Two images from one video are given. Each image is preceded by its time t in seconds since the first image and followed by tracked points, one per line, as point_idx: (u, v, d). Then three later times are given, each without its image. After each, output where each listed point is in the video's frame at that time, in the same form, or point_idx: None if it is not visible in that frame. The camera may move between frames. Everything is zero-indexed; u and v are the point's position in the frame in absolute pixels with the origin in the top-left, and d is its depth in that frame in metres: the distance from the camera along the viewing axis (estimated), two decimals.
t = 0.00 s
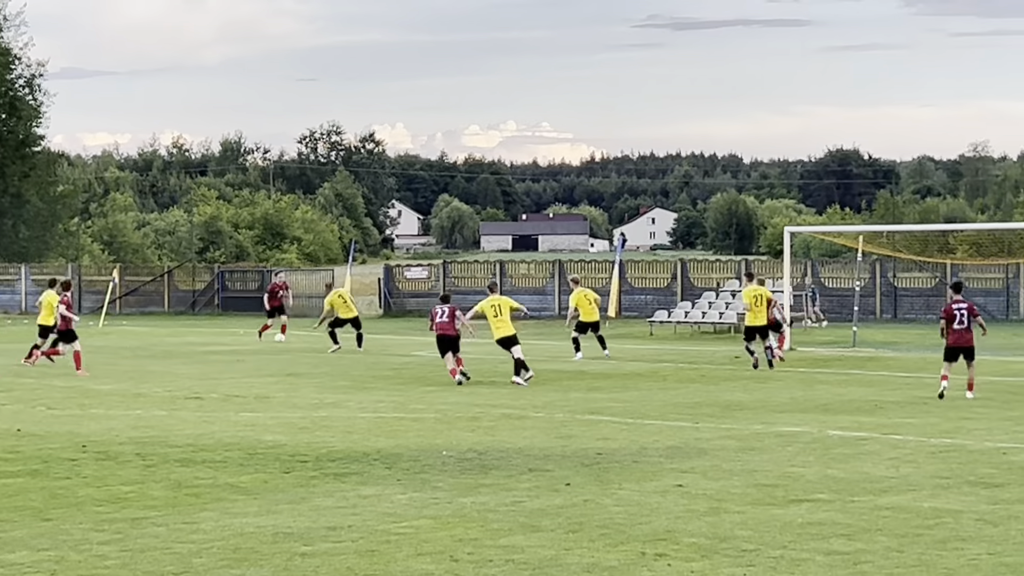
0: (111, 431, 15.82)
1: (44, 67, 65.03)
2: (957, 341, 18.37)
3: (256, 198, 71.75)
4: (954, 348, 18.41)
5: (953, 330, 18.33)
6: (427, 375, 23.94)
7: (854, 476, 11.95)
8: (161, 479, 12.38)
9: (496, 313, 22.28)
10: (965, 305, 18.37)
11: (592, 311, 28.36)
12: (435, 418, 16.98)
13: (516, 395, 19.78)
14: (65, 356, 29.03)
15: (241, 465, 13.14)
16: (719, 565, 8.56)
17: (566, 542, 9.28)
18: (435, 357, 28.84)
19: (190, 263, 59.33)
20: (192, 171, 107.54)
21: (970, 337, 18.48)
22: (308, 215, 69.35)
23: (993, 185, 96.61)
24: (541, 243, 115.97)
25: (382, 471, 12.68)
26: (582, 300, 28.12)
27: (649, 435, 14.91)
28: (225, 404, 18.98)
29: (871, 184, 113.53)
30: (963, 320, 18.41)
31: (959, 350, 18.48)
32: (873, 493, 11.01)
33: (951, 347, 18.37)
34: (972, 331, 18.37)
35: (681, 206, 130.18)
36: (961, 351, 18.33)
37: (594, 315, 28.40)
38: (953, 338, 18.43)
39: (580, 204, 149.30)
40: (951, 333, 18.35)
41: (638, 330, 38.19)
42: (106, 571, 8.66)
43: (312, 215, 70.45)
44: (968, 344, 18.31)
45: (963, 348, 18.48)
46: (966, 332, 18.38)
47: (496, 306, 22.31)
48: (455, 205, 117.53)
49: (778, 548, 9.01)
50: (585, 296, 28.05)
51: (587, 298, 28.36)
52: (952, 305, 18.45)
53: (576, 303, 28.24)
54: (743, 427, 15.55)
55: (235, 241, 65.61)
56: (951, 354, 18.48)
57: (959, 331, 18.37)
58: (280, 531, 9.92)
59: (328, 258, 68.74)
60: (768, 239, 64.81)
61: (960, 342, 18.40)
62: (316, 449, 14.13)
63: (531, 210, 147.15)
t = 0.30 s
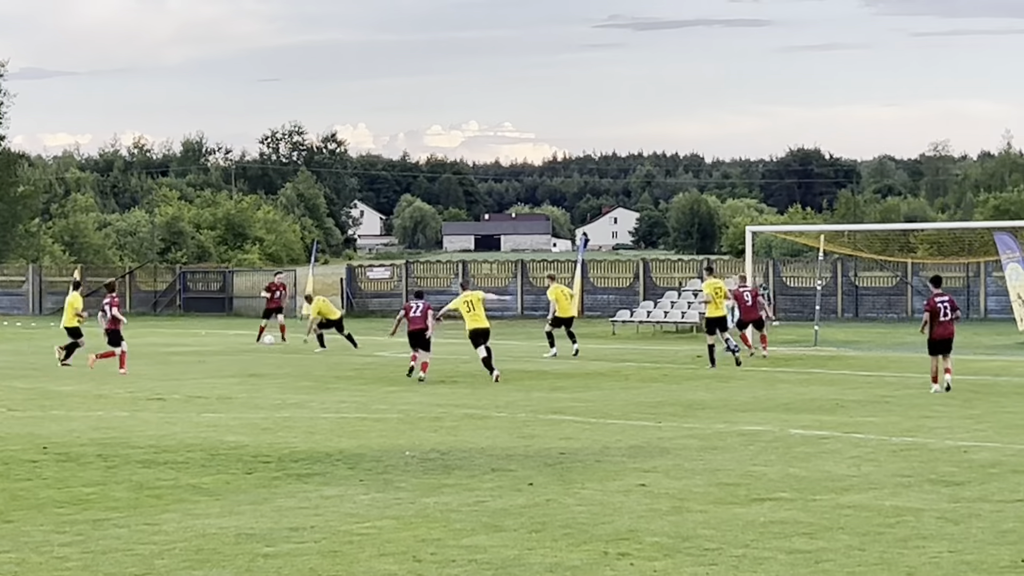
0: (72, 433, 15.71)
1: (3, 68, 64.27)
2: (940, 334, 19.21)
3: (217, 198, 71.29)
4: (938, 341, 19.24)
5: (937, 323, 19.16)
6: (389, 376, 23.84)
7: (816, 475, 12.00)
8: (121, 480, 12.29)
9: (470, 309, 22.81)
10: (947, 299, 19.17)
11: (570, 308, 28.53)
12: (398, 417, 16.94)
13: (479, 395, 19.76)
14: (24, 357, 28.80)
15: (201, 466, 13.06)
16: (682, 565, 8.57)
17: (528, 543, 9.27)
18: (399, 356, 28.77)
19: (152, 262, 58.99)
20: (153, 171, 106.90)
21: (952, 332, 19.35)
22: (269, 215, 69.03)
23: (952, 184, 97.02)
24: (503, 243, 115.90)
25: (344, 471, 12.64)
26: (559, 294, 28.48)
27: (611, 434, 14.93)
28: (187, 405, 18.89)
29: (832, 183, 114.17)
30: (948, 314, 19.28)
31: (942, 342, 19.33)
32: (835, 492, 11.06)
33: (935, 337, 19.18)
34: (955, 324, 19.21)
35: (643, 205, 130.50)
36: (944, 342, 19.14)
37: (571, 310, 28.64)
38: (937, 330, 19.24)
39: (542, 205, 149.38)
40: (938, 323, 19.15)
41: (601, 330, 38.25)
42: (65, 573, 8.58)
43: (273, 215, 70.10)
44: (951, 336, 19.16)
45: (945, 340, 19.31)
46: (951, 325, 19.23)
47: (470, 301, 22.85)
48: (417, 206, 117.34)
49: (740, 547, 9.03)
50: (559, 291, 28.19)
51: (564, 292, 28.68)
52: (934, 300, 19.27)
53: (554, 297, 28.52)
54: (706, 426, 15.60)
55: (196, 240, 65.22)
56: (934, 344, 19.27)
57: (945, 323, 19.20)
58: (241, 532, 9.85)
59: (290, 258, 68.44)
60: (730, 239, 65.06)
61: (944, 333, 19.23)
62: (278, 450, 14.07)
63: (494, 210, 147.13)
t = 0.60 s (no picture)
0: (32, 434, 15.56)
1: None
2: (925, 335, 19.63)
3: (179, 199, 70.87)
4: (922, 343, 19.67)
5: (921, 325, 19.60)
6: (351, 376, 23.74)
7: (776, 474, 12.05)
8: (83, 481, 12.18)
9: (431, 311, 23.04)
10: (931, 301, 19.60)
11: (541, 310, 28.57)
12: (361, 418, 16.87)
13: (442, 395, 19.73)
14: None
15: (162, 467, 12.97)
16: (643, 564, 8.60)
17: (490, 543, 9.26)
18: (361, 357, 28.67)
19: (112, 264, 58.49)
20: (113, 172, 106.21)
21: (937, 333, 19.80)
22: (231, 216, 68.67)
23: (912, 184, 97.59)
24: (466, 243, 115.84)
25: (306, 472, 12.58)
26: (532, 296, 28.59)
27: (573, 435, 14.93)
28: (148, 405, 18.77)
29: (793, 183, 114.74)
30: (931, 316, 19.74)
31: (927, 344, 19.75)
32: (797, 491, 11.10)
33: (918, 341, 19.63)
34: (939, 325, 19.62)
35: (605, 205, 130.72)
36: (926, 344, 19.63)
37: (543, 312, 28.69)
38: (921, 333, 19.70)
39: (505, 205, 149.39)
40: (920, 328, 19.62)
41: (563, 330, 38.28)
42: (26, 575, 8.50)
43: (235, 215, 69.74)
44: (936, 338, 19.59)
45: (929, 343, 19.78)
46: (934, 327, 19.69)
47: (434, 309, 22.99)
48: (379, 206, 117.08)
49: (703, 546, 9.06)
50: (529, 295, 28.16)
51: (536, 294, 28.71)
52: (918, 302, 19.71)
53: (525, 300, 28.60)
54: (668, 426, 15.62)
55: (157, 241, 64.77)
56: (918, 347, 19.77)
57: (927, 327, 19.66)
58: (204, 534, 9.80)
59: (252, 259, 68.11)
60: (691, 239, 65.23)
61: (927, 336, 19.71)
62: (240, 451, 13.99)
63: (456, 210, 147.07)
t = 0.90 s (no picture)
0: None
1: None
2: (900, 323, 20.28)
3: (138, 200, 70.41)
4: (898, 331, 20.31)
5: (896, 313, 20.26)
6: (311, 377, 23.66)
7: (736, 474, 12.10)
8: (41, 484, 12.06)
9: (389, 308, 23.39)
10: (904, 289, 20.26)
11: (505, 314, 28.52)
12: (321, 419, 16.80)
13: (402, 396, 19.69)
14: None
15: (121, 469, 12.86)
16: (603, 564, 8.61)
17: (451, 543, 9.24)
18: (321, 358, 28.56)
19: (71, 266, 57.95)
20: (72, 173, 105.42)
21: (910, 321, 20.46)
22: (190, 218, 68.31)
23: (869, 184, 98.18)
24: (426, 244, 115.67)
25: (266, 474, 12.51)
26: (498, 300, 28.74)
27: (533, 435, 14.93)
28: (107, 407, 18.63)
29: (753, 183, 115.24)
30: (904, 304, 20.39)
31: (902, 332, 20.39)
32: (756, 491, 11.14)
33: (895, 328, 20.27)
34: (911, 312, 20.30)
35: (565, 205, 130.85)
36: (902, 331, 20.25)
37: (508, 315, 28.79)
38: (896, 321, 20.35)
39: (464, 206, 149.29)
40: (896, 315, 20.26)
41: (523, 330, 38.32)
42: None
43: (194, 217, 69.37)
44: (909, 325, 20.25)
45: (904, 331, 20.41)
46: (907, 315, 20.41)
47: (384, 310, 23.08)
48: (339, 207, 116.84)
49: (663, 546, 9.07)
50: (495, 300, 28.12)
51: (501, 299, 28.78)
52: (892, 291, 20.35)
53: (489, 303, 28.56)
54: (628, 426, 15.65)
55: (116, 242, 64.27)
56: (894, 336, 20.33)
57: (901, 314, 20.34)
58: (162, 535, 9.73)
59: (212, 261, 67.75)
60: (651, 239, 65.41)
61: (901, 324, 20.37)
62: (199, 452, 13.90)
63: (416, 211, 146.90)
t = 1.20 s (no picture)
0: None
1: None
2: (871, 331, 20.49)
3: (95, 202, 69.91)
4: (870, 339, 20.51)
5: (869, 321, 20.45)
6: (272, 379, 23.54)
7: (695, 474, 12.14)
8: None
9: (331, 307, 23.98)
10: (876, 298, 20.47)
11: (465, 311, 28.27)
12: (282, 421, 16.73)
13: (362, 398, 19.64)
14: None
15: (79, 472, 12.76)
16: (562, 565, 8.62)
17: (410, 545, 9.23)
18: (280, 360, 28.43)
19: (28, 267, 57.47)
20: (29, 175, 104.55)
21: (881, 329, 20.67)
22: (149, 219, 67.88)
23: (828, 184, 98.59)
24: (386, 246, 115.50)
25: (225, 476, 12.44)
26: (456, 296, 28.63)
27: (494, 437, 14.92)
28: (66, 410, 18.48)
29: (712, 184, 115.58)
30: (876, 313, 20.59)
31: (873, 342, 20.61)
32: (716, 492, 11.20)
33: (866, 337, 20.48)
34: (883, 321, 20.51)
35: (525, 206, 130.80)
36: (874, 339, 20.46)
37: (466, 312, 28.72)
38: (868, 329, 20.56)
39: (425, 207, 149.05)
40: (868, 323, 20.46)
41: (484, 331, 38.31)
42: None
43: (152, 218, 68.94)
44: (881, 333, 20.47)
45: (876, 339, 20.61)
46: (879, 324, 20.61)
47: (327, 294, 23.70)
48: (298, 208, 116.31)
49: (623, 547, 9.10)
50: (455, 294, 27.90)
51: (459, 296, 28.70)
52: (864, 300, 20.55)
53: (447, 298, 28.34)
54: (589, 427, 15.68)
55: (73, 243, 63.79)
56: (864, 344, 20.55)
57: (873, 322, 20.55)
58: (121, 538, 9.64)
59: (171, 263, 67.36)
60: (612, 240, 65.51)
61: (872, 332, 20.59)
62: (158, 455, 13.81)
63: (376, 212, 146.59)
